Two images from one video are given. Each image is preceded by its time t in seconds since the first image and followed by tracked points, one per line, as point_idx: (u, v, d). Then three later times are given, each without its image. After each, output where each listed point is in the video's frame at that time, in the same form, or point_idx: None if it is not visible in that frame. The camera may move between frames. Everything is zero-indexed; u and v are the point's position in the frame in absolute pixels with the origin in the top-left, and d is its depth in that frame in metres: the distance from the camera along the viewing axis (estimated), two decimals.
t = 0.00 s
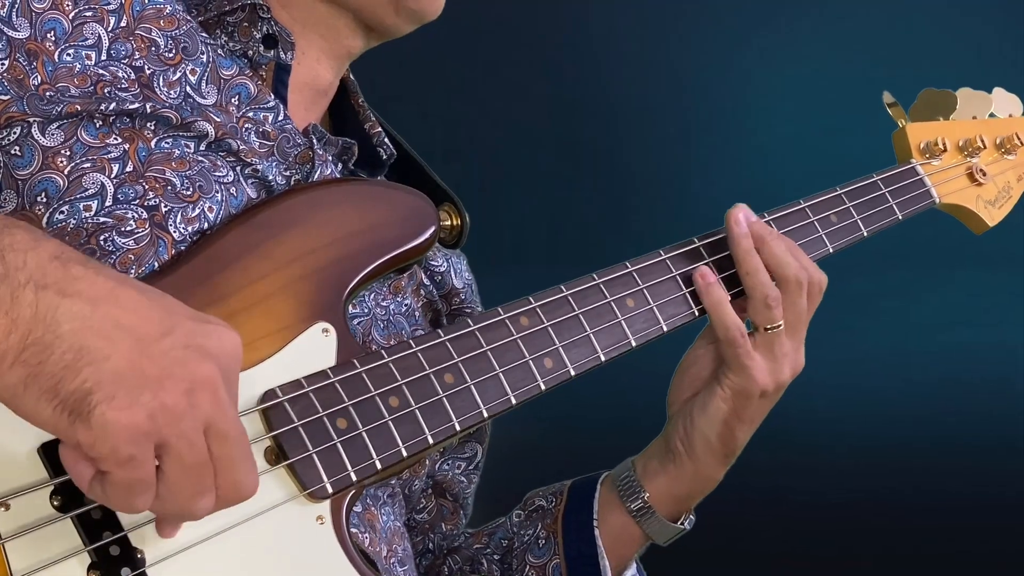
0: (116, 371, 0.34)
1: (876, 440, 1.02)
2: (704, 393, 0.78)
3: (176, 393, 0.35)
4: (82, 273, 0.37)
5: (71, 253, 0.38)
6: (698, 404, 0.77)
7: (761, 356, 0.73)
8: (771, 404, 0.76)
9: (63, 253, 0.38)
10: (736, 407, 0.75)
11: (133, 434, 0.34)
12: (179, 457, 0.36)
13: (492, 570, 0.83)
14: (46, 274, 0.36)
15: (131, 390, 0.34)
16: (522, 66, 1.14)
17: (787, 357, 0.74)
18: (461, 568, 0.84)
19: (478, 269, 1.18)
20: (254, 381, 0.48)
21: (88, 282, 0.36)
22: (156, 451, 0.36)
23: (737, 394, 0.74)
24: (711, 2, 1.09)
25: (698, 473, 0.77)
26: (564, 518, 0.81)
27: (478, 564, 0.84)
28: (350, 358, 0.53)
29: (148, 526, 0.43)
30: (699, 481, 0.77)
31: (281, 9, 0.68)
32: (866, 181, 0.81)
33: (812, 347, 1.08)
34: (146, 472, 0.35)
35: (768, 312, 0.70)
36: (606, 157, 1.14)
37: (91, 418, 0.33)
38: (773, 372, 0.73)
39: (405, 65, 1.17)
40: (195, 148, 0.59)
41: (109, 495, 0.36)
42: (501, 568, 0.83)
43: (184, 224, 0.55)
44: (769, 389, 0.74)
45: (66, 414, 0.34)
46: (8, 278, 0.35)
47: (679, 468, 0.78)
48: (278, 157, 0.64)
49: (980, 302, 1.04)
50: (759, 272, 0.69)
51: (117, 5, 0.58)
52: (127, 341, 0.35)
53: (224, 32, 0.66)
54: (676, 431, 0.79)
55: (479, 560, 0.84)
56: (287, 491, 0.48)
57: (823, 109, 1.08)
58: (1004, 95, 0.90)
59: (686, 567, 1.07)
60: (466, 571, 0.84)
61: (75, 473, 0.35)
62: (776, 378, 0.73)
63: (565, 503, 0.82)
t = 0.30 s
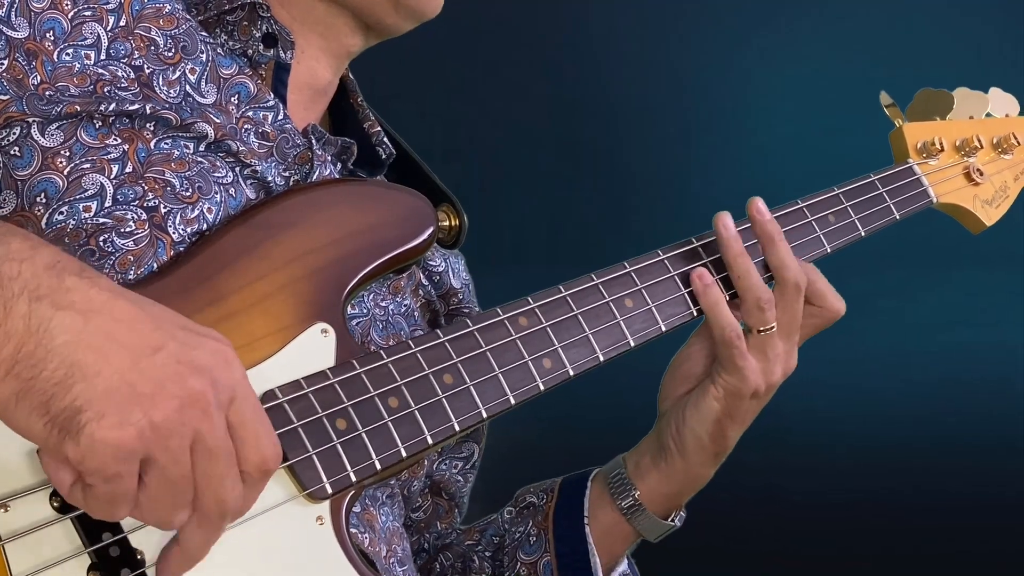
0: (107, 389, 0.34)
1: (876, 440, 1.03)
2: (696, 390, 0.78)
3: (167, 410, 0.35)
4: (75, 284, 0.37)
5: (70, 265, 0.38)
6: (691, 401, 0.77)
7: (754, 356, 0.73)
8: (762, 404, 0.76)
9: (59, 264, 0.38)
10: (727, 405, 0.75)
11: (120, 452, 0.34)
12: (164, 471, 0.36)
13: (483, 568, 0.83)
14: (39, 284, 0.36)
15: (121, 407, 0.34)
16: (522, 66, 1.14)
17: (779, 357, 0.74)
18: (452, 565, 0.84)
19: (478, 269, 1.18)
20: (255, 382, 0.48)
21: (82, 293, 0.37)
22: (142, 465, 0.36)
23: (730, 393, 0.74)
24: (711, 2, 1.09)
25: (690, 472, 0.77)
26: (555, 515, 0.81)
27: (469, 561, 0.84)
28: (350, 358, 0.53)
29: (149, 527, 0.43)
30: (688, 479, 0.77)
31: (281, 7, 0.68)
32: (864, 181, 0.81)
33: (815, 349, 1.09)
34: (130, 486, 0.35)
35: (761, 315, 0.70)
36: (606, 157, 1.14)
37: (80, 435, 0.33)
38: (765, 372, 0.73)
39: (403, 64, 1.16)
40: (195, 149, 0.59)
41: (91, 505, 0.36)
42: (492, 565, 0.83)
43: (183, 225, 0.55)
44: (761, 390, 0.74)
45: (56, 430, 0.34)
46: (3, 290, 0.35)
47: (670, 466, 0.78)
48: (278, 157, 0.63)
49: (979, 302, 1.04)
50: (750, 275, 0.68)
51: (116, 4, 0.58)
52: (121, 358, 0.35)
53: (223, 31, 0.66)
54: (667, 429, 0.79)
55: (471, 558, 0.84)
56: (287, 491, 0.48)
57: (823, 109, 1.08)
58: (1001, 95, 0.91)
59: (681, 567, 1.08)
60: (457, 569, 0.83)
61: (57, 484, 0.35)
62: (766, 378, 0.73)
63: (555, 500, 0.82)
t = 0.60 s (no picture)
0: (108, 387, 0.34)
1: (876, 440, 1.02)
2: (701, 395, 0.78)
3: (168, 409, 0.35)
4: (76, 283, 0.37)
5: (70, 265, 0.38)
6: (696, 407, 0.77)
7: (762, 369, 0.73)
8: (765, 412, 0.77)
9: (60, 264, 0.38)
10: (733, 414, 0.75)
11: (121, 451, 0.34)
12: (162, 473, 0.36)
13: (488, 566, 0.83)
14: (40, 282, 0.36)
15: (122, 406, 0.34)
16: (522, 65, 1.14)
17: (783, 369, 0.75)
18: (456, 564, 0.83)
19: (478, 269, 1.18)
20: (255, 382, 0.48)
21: (83, 292, 0.37)
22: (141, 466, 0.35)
23: (736, 404, 0.75)
24: (711, 2, 1.09)
25: (691, 476, 0.77)
26: (558, 514, 0.81)
27: (474, 559, 0.83)
28: (349, 358, 0.53)
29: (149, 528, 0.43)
30: (690, 481, 0.78)
31: (281, 7, 0.68)
32: (861, 179, 0.81)
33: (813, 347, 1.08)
34: (128, 485, 0.35)
35: (776, 327, 0.71)
36: (606, 156, 1.14)
37: (81, 433, 0.33)
38: (771, 385, 0.74)
39: (403, 64, 1.16)
40: (195, 149, 0.59)
41: (89, 504, 0.36)
42: (497, 564, 0.83)
43: (183, 225, 0.55)
44: (766, 401, 0.75)
45: (55, 428, 0.34)
46: (5, 289, 0.36)
47: (673, 468, 0.78)
48: (277, 157, 0.63)
49: (978, 302, 1.04)
50: (775, 288, 0.68)
51: (116, 4, 0.58)
52: (121, 357, 0.35)
53: (223, 31, 0.66)
54: (671, 432, 0.79)
55: (476, 556, 0.84)
56: (287, 492, 0.48)
57: (823, 109, 1.08)
58: (999, 94, 0.91)
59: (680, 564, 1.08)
60: (462, 567, 0.83)
61: (53, 478, 0.35)
62: (773, 389, 0.74)
63: (558, 498, 0.82)
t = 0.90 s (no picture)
0: (105, 390, 0.34)
1: (875, 440, 1.03)
2: (699, 398, 0.78)
3: (166, 412, 0.35)
4: (76, 286, 0.37)
5: (69, 266, 0.39)
6: (695, 410, 0.78)
7: (759, 372, 0.74)
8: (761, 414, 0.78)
9: (60, 266, 0.38)
10: (731, 417, 0.76)
11: (118, 454, 0.34)
12: (161, 476, 0.35)
13: (487, 567, 0.83)
14: (39, 286, 0.37)
15: (119, 409, 0.34)
16: (522, 66, 1.14)
17: (779, 371, 0.76)
18: (456, 564, 0.84)
19: (478, 269, 1.18)
20: (255, 383, 0.48)
21: (82, 295, 0.37)
22: (140, 469, 0.35)
23: (734, 407, 0.76)
24: (711, 2, 1.09)
25: (691, 478, 0.77)
26: (558, 515, 0.81)
27: (473, 560, 0.84)
28: (348, 359, 0.53)
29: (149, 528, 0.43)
30: (689, 484, 0.78)
31: (281, 8, 0.69)
32: (859, 181, 0.81)
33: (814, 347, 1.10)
34: (127, 488, 0.35)
35: (773, 333, 0.72)
36: (606, 157, 1.15)
37: (78, 437, 0.33)
38: (767, 387, 0.75)
39: (403, 66, 1.17)
40: (195, 151, 0.59)
41: (88, 505, 0.36)
42: (496, 565, 0.83)
43: (183, 227, 0.55)
44: (763, 403, 0.76)
45: (53, 431, 0.34)
46: (4, 292, 0.36)
47: (673, 470, 0.78)
48: (276, 159, 0.63)
49: (973, 303, 1.04)
50: (768, 295, 0.69)
51: (117, 6, 0.58)
52: (120, 359, 0.35)
53: (223, 32, 0.66)
54: (671, 434, 0.79)
55: (475, 557, 0.84)
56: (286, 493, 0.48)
57: (823, 109, 1.08)
58: (995, 95, 0.91)
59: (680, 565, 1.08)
60: (461, 568, 0.84)
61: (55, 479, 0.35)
62: (770, 392, 0.75)
63: (558, 500, 0.82)
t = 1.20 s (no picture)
0: (127, 357, 0.34)
1: (876, 439, 1.03)
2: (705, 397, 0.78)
3: (190, 374, 0.35)
4: (85, 265, 0.37)
5: (75, 246, 0.38)
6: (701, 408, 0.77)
7: (766, 369, 0.73)
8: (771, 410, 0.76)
9: (66, 246, 0.38)
10: (739, 415, 0.75)
11: (150, 418, 0.34)
12: (194, 437, 0.36)
13: (492, 568, 0.83)
14: (49, 268, 0.36)
15: (144, 375, 0.34)
16: (522, 66, 1.14)
17: (789, 367, 0.74)
18: (461, 566, 0.84)
19: (478, 269, 1.18)
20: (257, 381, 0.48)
21: (91, 272, 0.37)
22: (171, 434, 0.35)
23: (741, 405, 0.75)
24: (711, 2, 1.09)
25: (697, 477, 0.77)
26: (564, 515, 0.81)
27: (478, 561, 0.84)
28: (350, 358, 0.53)
29: (149, 527, 0.43)
30: (697, 483, 0.78)
31: (280, 8, 0.69)
32: (863, 179, 0.81)
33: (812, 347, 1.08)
34: (161, 455, 0.35)
35: (767, 324, 0.70)
36: (606, 157, 1.14)
37: (107, 405, 0.33)
38: (776, 385, 0.74)
39: (403, 65, 1.16)
40: (195, 149, 0.59)
41: (126, 477, 0.35)
42: (502, 566, 0.83)
43: (183, 225, 0.55)
44: (772, 401, 0.74)
45: (80, 404, 0.34)
46: (11, 277, 0.35)
47: (679, 470, 0.78)
48: (277, 158, 0.63)
49: (977, 302, 1.04)
50: (756, 288, 0.69)
51: (116, 5, 0.58)
52: (136, 327, 0.35)
53: (223, 32, 0.66)
54: (676, 434, 0.79)
55: (480, 558, 0.84)
56: (287, 491, 0.48)
57: (823, 109, 1.08)
58: (1000, 93, 0.91)
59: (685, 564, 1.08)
60: (466, 569, 0.84)
61: (90, 453, 0.35)
62: (776, 387, 0.74)
63: (564, 501, 0.82)
